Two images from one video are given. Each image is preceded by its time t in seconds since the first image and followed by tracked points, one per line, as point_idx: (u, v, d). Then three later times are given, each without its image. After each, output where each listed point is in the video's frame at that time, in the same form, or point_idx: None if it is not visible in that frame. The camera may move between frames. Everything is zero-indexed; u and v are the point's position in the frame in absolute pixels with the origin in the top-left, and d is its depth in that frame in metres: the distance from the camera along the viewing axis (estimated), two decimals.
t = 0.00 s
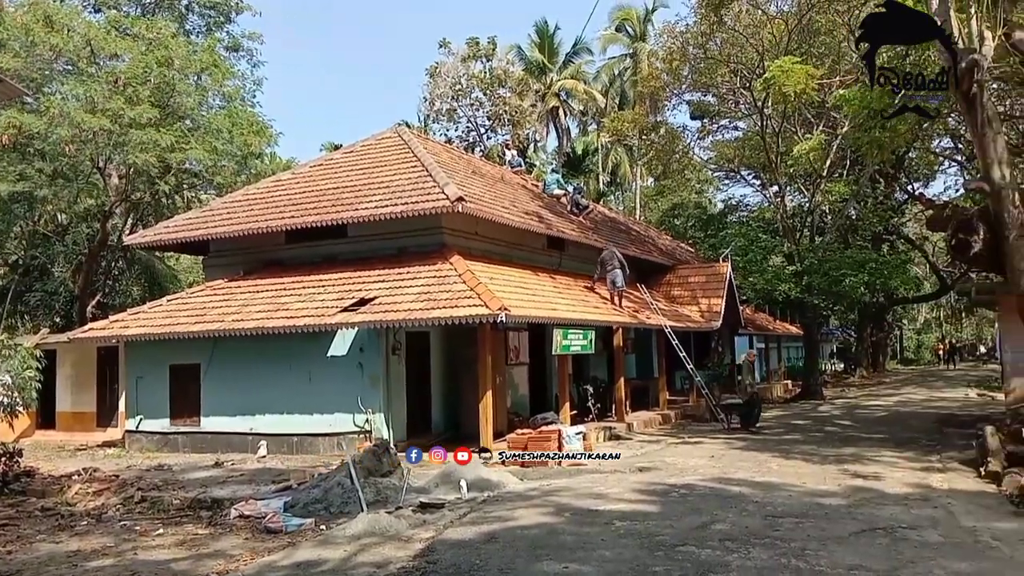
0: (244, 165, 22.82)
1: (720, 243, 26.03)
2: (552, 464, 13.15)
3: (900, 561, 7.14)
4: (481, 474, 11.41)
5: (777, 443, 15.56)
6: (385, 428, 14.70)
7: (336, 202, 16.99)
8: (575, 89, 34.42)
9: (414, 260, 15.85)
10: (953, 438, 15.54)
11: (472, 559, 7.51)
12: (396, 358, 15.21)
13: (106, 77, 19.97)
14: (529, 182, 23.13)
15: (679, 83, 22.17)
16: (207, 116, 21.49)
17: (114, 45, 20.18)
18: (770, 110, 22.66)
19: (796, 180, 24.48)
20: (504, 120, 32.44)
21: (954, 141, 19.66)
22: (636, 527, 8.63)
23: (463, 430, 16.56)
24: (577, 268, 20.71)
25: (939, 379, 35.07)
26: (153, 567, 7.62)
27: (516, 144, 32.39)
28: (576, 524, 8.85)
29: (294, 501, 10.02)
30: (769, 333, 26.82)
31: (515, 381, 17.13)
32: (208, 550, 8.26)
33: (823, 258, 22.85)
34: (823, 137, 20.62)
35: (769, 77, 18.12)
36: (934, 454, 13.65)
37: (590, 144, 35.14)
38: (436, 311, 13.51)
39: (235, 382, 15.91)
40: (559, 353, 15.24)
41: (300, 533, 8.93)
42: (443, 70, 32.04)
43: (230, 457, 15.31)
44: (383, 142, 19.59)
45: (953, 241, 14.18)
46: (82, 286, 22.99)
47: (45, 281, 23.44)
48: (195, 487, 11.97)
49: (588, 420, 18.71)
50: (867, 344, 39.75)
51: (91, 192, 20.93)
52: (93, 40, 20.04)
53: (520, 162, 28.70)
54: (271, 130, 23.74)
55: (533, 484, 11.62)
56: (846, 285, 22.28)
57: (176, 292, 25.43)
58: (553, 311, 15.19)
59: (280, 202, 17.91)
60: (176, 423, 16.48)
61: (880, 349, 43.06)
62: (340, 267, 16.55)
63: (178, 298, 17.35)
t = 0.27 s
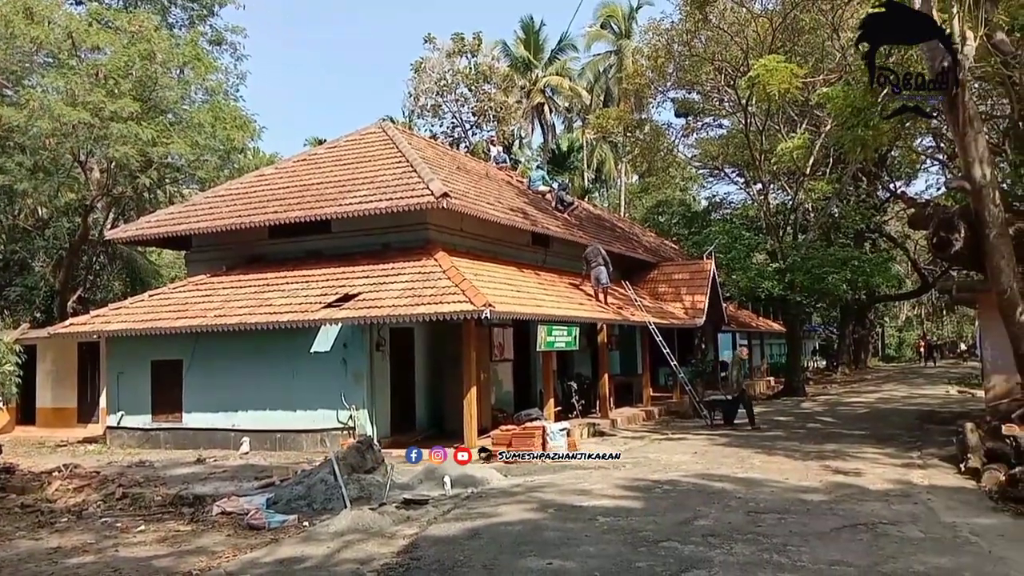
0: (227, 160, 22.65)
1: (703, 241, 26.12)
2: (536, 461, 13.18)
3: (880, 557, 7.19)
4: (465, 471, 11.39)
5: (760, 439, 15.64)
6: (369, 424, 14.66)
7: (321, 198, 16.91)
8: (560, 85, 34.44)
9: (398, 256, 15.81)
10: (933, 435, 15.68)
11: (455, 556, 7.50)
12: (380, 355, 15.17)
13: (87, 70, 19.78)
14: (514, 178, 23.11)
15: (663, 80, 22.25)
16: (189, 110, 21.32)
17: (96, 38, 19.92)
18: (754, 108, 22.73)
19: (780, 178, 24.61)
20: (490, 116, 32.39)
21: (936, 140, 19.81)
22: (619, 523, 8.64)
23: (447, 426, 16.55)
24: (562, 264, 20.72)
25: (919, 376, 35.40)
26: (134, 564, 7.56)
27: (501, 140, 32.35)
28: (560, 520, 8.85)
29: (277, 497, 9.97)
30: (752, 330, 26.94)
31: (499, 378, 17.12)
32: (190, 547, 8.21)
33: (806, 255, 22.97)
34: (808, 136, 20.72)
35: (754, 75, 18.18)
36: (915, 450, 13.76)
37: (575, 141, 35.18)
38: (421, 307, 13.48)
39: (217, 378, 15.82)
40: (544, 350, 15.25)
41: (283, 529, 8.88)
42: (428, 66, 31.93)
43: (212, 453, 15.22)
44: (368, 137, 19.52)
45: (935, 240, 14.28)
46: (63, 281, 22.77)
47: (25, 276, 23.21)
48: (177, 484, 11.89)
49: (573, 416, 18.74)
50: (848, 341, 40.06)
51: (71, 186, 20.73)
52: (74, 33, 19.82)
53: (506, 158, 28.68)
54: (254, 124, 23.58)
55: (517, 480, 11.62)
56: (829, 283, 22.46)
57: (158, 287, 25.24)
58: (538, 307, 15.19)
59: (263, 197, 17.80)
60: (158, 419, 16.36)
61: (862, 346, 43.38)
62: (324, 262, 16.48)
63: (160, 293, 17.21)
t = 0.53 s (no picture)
0: (217, 159, 22.56)
1: (694, 242, 26.15)
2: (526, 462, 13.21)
3: (869, 557, 7.22)
4: (456, 471, 11.37)
5: (749, 439, 15.68)
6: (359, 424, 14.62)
7: (311, 197, 16.87)
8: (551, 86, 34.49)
9: (388, 256, 15.78)
10: (922, 435, 15.75)
11: (445, 556, 7.49)
12: (370, 355, 15.14)
13: (76, 68, 19.68)
14: (505, 179, 23.10)
15: (654, 81, 22.35)
16: (179, 109, 21.23)
17: (85, 35, 19.85)
18: (744, 109, 22.80)
19: (770, 179, 24.70)
20: (481, 116, 32.37)
21: (926, 141, 19.91)
22: (609, 523, 8.65)
23: (437, 426, 16.53)
24: (553, 264, 20.73)
25: (907, 377, 35.58)
26: (122, 565, 7.52)
27: (493, 140, 32.33)
28: (550, 520, 8.85)
29: (266, 498, 9.94)
30: (742, 331, 27.00)
31: (490, 378, 17.11)
32: (179, 547, 8.17)
33: (795, 256, 23.05)
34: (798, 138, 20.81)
35: (745, 77, 18.23)
36: (903, 451, 13.82)
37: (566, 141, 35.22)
38: (411, 307, 13.46)
39: (206, 378, 15.76)
40: (534, 350, 15.25)
41: (272, 530, 8.85)
42: (419, 65, 31.88)
43: (201, 453, 15.16)
44: (359, 137, 19.48)
45: (924, 241, 14.35)
46: (51, 280, 22.64)
47: (12, 275, 23.07)
48: (166, 484, 11.83)
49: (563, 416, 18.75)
50: (838, 342, 40.25)
51: (60, 184, 20.61)
52: (63, 30, 19.71)
53: (497, 158, 28.68)
54: (245, 123, 23.50)
55: (507, 480, 11.61)
56: (818, 284, 22.54)
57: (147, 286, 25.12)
58: (529, 307, 15.19)
59: (253, 196, 17.74)
60: (147, 419, 16.28)
61: (851, 347, 43.57)
62: (314, 262, 16.44)
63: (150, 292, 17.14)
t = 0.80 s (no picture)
0: (199, 158, 22.39)
1: (677, 244, 26.23)
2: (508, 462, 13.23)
3: (849, 558, 7.27)
4: (438, 472, 11.34)
5: (731, 441, 15.75)
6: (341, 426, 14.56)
7: (294, 198, 16.79)
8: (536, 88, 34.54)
9: (371, 257, 15.73)
10: (901, 438, 15.88)
11: (427, 558, 7.47)
12: (352, 356, 15.08)
13: (56, 66, 19.49)
14: (489, 180, 23.09)
15: (638, 84, 22.44)
16: (160, 108, 21.07)
17: (66, 33, 19.71)
18: (727, 113, 22.90)
19: (751, 182, 24.84)
20: (465, 117, 32.34)
21: (906, 146, 20.08)
22: (591, 524, 8.66)
23: (420, 428, 16.49)
24: (536, 266, 20.74)
25: (887, 379, 35.83)
26: (101, 568, 7.45)
27: (477, 142, 32.32)
28: (532, 522, 8.85)
29: (247, 500, 9.88)
30: (724, 333, 27.12)
31: (472, 380, 17.09)
32: (159, 550, 8.10)
33: (777, 259, 23.18)
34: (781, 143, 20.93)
35: (728, 80, 18.31)
36: (883, 453, 13.92)
37: (550, 143, 35.29)
38: (395, 308, 13.42)
39: (187, 379, 15.65)
40: (518, 352, 15.25)
41: (253, 532, 8.79)
42: (403, 66, 31.80)
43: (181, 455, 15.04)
44: (342, 137, 19.42)
45: (904, 245, 14.47)
46: (29, 280, 22.40)
47: None
48: (146, 486, 11.73)
49: (546, 418, 18.76)
50: (819, 345, 40.49)
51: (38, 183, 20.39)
52: (43, 28, 19.50)
53: (481, 159, 28.66)
54: (227, 123, 23.36)
55: (490, 482, 11.60)
56: (800, 287, 22.70)
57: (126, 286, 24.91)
58: (512, 309, 15.18)
59: (235, 196, 17.64)
60: (127, 420, 16.13)
61: (831, 349, 43.88)
62: (297, 263, 16.36)
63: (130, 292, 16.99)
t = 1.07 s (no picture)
0: (191, 158, 22.32)
1: (670, 245, 26.22)
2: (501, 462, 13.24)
3: (841, 558, 7.29)
4: (431, 473, 11.32)
5: (724, 442, 15.77)
6: (334, 427, 14.54)
7: (287, 198, 16.75)
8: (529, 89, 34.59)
9: (365, 258, 15.71)
10: (893, 439, 15.93)
11: (421, 559, 7.46)
12: (345, 357, 15.05)
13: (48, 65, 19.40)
14: (483, 181, 23.09)
15: (631, 86, 22.46)
16: (153, 108, 21.00)
17: (57, 32, 19.54)
18: (720, 114, 22.93)
19: (744, 184, 24.89)
20: (458, 118, 32.31)
21: (899, 148, 20.14)
22: (584, 525, 8.67)
23: (413, 429, 16.47)
24: (530, 267, 20.74)
25: (879, 380, 35.92)
26: (92, 568, 7.42)
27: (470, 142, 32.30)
28: (526, 522, 8.85)
29: (240, 501, 9.85)
30: (717, 334, 27.16)
31: (466, 380, 17.08)
32: (151, 550, 8.07)
33: (770, 261, 23.24)
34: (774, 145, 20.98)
35: (721, 82, 18.33)
36: (875, 453, 13.96)
37: (543, 144, 35.37)
38: (388, 308, 13.41)
39: (179, 379, 15.60)
40: (511, 352, 15.25)
41: (246, 533, 8.77)
42: (397, 67, 31.75)
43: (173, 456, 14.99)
44: (335, 137, 19.39)
45: (897, 246, 14.52)
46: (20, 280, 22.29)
47: None
48: (138, 487, 11.69)
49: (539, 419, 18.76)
50: (811, 346, 40.58)
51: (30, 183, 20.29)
52: (35, 27, 19.40)
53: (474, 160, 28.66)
54: (220, 123, 23.31)
55: (483, 483, 11.59)
56: (792, 288, 22.77)
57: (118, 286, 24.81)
58: (506, 309, 15.18)
59: (228, 196, 17.60)
60: (119, 421, 16.07)
61: (823, 350, 44.00)
62: (290, 263, 16.33)
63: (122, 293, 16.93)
